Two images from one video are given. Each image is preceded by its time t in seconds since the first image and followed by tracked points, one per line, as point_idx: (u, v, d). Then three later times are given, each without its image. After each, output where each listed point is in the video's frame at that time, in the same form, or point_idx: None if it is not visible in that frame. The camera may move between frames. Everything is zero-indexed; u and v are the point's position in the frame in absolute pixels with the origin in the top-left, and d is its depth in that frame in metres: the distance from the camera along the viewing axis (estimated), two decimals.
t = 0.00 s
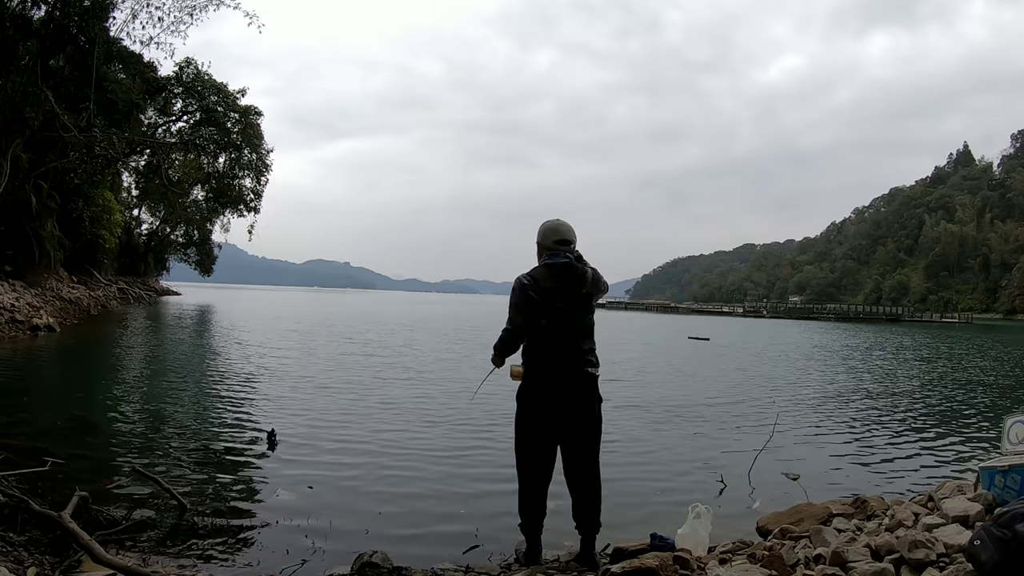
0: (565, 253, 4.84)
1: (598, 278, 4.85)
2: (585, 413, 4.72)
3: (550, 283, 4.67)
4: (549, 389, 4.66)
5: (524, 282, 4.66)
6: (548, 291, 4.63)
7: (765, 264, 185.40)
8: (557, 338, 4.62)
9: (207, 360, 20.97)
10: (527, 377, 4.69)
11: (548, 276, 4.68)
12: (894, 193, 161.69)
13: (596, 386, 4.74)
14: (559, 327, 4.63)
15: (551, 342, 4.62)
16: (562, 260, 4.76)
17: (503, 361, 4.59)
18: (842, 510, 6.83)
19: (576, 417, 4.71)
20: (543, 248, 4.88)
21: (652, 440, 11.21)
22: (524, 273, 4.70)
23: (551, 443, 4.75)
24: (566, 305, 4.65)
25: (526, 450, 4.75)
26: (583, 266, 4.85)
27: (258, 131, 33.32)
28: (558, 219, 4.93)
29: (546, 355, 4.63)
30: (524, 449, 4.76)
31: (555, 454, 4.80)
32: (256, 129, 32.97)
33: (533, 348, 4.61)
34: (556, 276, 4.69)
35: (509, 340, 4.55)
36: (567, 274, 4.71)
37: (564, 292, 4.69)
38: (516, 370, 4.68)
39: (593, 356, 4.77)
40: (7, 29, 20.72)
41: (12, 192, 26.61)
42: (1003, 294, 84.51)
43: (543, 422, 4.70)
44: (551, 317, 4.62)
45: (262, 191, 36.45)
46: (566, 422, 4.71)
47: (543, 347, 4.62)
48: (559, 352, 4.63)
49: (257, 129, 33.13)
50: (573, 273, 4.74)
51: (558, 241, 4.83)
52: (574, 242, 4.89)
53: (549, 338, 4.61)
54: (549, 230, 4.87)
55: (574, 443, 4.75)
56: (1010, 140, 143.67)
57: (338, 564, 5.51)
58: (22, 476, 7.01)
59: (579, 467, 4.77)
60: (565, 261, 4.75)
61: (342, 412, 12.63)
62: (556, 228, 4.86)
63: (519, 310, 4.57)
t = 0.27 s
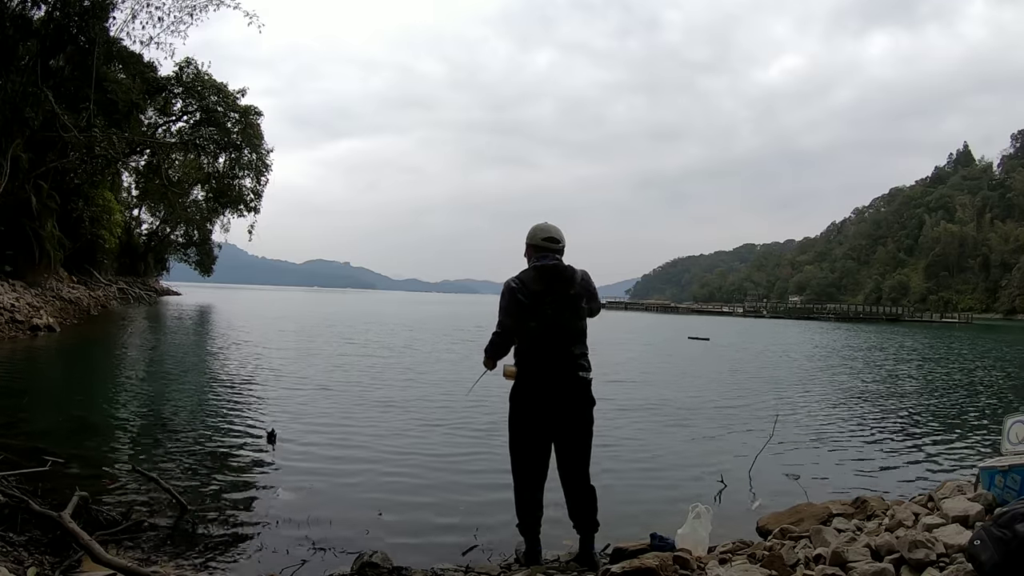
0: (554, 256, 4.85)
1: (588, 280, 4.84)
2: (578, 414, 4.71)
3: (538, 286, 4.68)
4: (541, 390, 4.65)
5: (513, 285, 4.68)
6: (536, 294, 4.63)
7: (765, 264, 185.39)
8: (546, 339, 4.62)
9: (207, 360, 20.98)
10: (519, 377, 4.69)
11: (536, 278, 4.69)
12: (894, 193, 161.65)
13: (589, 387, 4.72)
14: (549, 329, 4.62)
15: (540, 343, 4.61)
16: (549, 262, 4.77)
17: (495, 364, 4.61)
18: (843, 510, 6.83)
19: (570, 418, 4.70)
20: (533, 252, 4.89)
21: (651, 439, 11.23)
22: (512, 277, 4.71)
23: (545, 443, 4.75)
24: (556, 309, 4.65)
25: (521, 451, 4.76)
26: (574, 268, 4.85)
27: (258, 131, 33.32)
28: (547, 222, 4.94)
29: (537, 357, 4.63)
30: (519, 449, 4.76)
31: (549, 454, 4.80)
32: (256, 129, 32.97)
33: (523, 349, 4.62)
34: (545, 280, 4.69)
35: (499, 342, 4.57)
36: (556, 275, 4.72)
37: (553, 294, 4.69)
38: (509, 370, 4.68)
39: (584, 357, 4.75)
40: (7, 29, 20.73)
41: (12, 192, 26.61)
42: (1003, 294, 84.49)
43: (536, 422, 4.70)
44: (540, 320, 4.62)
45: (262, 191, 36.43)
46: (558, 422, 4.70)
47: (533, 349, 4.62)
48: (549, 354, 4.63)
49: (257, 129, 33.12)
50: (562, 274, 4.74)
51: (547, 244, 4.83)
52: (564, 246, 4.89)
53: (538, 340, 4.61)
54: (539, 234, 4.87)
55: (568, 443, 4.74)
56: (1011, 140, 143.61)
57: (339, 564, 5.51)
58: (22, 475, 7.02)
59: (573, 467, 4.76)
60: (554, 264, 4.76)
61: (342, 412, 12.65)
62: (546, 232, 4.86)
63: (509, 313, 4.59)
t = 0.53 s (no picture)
0: (550, 257, 4.86)
1: (584, 281, 4.85)
2: (576, 414, 4.71)
3: (535, 287, 4.68)
4: (538, 390, 4.65)
5: (509, 287, 4.69)
6: (533, 295, 4.64)
7: (765, 264, 185.30)
8: (542, 340, 4.62)
9: (207, 360, 20.99)
10: (516, 378, 4.70)
11: (532, 279, 4.70)
12: (894, 193, 161.65)
13: (586, 388, 4.71)
14: (545, 330, 4.62)
15: (536, 344, 4.61)
16: (545, 263, 4.79)
17: (492, 364, 4.62)
18: (843, 510, 6.83)
19: (567, 418, 4.69)
20: (528, 254, 4.90)
21: (652, 440, 11.23)
22: (508, 278, 4.73)
23: (543, 443, 4.75)
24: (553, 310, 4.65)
25: (518, 451, 4.76)
26: (570, 270, 4.85)
27: (258, 131, 33.32)
28: (542, 224, 4.94)
29: (533, 357, 4.63)
30: (516, 450, 4.76)
31: (547, 454, 4.79)
32: (256, 129, 32.97)
33: (519, 349, 4.62)
34: (541, 281, 4.70)
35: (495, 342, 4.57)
36: (552, 276, 4.73)
37: (549, 295, 4.70)
38: (506, 370, 4.69)
39: (581, 358, 4.74)
40: (7, 29, 20.79)
41: (12, 192, 26.61)
42: (1003, 294, 84.50)
43: (533, 422, 4.70)
44: (536, 320, 4.62)
45: (262, 191, 36.43)
46: (556, 423, 4.70)
47: (529, 349, 4.62)
48: (546, 354, 4.63)
49: (257, 129, 33.09)
50: (557, 274, 4.75)
51: (543, 246, 4.85)
52: (559, 248, 4.91)
53: (534, 339, 4.61)
54: (534, 236, 4.88)
55: (565, 444, 4.74)
56: (1011, 140, 143.57)
57: (339, 564, 5.51)
58: (22, 476, 7.02)
59: (571, 467, 4.75)
60: (549, 265, 4.77)
61: (342, 412, 12.67)
62: (541, 234, 4.87)
63: (505, 315, 4.59)
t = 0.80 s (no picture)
0: (551, 257, 4.87)
1: (584, 280, 4.85)
2: (575, 414, 4.71)
3: (536, 286, 4.69)
4: (538, 389, 4.65)
5: (510, 285, 4.69)
6: (534, 294, 4.64)
7: (765, 264, 185.29)
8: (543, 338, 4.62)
9: (207, 360, 21.00)
10: (516, 377, 4.70)
11: (533, 278, 4.71)
12: (894, 193, 161.62)
13: (586, 387, 4.71)
14: (546, 329, 4.62)
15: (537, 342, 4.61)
16: (546, 262, 4.80)
17: (492, 363, 4.63)
18: (842, 510, 6.84)
19: (567, 418, 4.70)
20: (530, 254, 4.91)
21: (652, 440, 11.24)
22: (510, 277, 4.72)
23: (542, 443, 4.75)
24: (555, 309, 4.64)
25: (518, 451, 4.75)
26: (571, 270, 4.85)
27: (258, 130, 33.32)
28: (544, 224, 4.95)
29: (534, 356, 4.62)
30: (516, 450, 4.76)
31: (547, 454, 4.79)
32: (256, 129, 32.98)
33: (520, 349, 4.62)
34: (543, 280, 4.71)
35: (496, 342, 4.58)
36: (553, 275, 4.74)
37: (550, 294, 4.69)
38: (506, 370, 4.69)
39: (581, 357, 4.74)
40: (7, 30, 21.01)
41: (12, 192, 26.62)
42: (1003, 294, 84.50)
43: (533, 422, 4.70)
44: (538, 319, 4.62)
45: (262, 191, 36.43)
46: (555, 422, 4.71)
47: (530, 348, 4.61)
48: (546, 353, 4.62)
49: (257, 129, 33.08)
50: (558, 274, 4.76)
51: (545, 245, 4.86)
52: (560, 248, 4.91)
53: (535, 338, 4.61)
54: (536, 235, 4.88)
55: (565, 444, 4.73)
56: (1011, 140, 143.53)
57: (339, 564, 5.52)
58: (22, 475, 7.02)
59: (570, 468, 4.75)
60: (551, 265, 4.78)
61: (343, 412, 12.68)
62: (542, 233, 4.88)
63: (506, 313, 4.60)
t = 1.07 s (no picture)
0: (555, 257, 4.87)
1: (587, 281, 4.86)
2: (575, 414, 4.71)
3: (539, 286, 4.69)
4: (539, 389, 4.65)
5: (514, 285, 4.69)
6: (537, 294, 4.64)
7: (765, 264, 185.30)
8: (546, 338, 4.62)
9: (207, 360, 21.00)
10: (516, 377, 4.70)
11: (537, 278, 4.71)
12: (894, 193, 161.59)
13: (587, 387, 4.71)
14: (548, 330, 4.62)
15: (539, 342, 4.61)
16: (550, 262, 4.80)
17: (493, 363, 4.64)
18: (843, 510, 6.84)
19: (567, 418, 4.70)
20: (533, 254, 4.90)
21: (652, 440, 11.24)
22: (512, 277, 4.73)
23: (542, 443, 4.76)
24: (556, 309, 4.64)
25: (518, 451, 4.75)
26: (573, 270, 4.85)
27: (258, 130, 33.32)
28: (547, 224, 4.95)
29: (536, 356, 4.62)
30: (516, 451, 4.76)
31: (547, 454, 4.79)
32: (256, 129, 32.98)
33: (522, 348, 4.62)
34: (545, 280, 4.71)
35: (498, 341, 4.58)
36: (555, 275, 4.74)
37: (552, 294, 4.69)
38: (506, 369, 4.70)
39: (581, 358, 4.75)
40: (7, 30, 21.00)
41: (12, 192, 26.61)
42: (1003, 294, 84.51)
43: (533, 422, 4.70)
44: (540, 319, 4.62)
45: (262, 191, 36.44)
46: (555, 422, 4.71)
47: (532, 347, 4.62)
48: (548, 353, 4.62)
49: (257, 129, 33.06)
50: (561, 274, 4.76)
51: (549, 245, 4.86)
52: (563, 248, 4.91)
53: (537, 338, 4.61)
54: (538, 235, 4.88)
55: (565, 444, 4.74)
56: (1011, 140, 143.51)
57: (339, 564, 5.51)
58: (22, 475, 7.02)
59: (570, 468, 4.75)
60: (553, 265, 4.78)
61: (343, 412, 12.68)
62: (545, 233, 4.88)
63: (507, 313, 4.61)
